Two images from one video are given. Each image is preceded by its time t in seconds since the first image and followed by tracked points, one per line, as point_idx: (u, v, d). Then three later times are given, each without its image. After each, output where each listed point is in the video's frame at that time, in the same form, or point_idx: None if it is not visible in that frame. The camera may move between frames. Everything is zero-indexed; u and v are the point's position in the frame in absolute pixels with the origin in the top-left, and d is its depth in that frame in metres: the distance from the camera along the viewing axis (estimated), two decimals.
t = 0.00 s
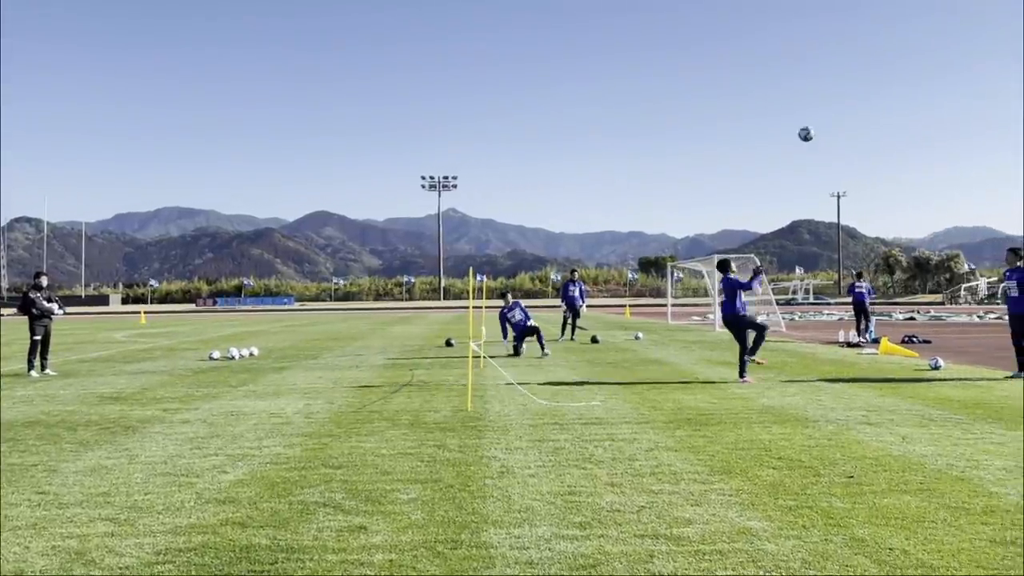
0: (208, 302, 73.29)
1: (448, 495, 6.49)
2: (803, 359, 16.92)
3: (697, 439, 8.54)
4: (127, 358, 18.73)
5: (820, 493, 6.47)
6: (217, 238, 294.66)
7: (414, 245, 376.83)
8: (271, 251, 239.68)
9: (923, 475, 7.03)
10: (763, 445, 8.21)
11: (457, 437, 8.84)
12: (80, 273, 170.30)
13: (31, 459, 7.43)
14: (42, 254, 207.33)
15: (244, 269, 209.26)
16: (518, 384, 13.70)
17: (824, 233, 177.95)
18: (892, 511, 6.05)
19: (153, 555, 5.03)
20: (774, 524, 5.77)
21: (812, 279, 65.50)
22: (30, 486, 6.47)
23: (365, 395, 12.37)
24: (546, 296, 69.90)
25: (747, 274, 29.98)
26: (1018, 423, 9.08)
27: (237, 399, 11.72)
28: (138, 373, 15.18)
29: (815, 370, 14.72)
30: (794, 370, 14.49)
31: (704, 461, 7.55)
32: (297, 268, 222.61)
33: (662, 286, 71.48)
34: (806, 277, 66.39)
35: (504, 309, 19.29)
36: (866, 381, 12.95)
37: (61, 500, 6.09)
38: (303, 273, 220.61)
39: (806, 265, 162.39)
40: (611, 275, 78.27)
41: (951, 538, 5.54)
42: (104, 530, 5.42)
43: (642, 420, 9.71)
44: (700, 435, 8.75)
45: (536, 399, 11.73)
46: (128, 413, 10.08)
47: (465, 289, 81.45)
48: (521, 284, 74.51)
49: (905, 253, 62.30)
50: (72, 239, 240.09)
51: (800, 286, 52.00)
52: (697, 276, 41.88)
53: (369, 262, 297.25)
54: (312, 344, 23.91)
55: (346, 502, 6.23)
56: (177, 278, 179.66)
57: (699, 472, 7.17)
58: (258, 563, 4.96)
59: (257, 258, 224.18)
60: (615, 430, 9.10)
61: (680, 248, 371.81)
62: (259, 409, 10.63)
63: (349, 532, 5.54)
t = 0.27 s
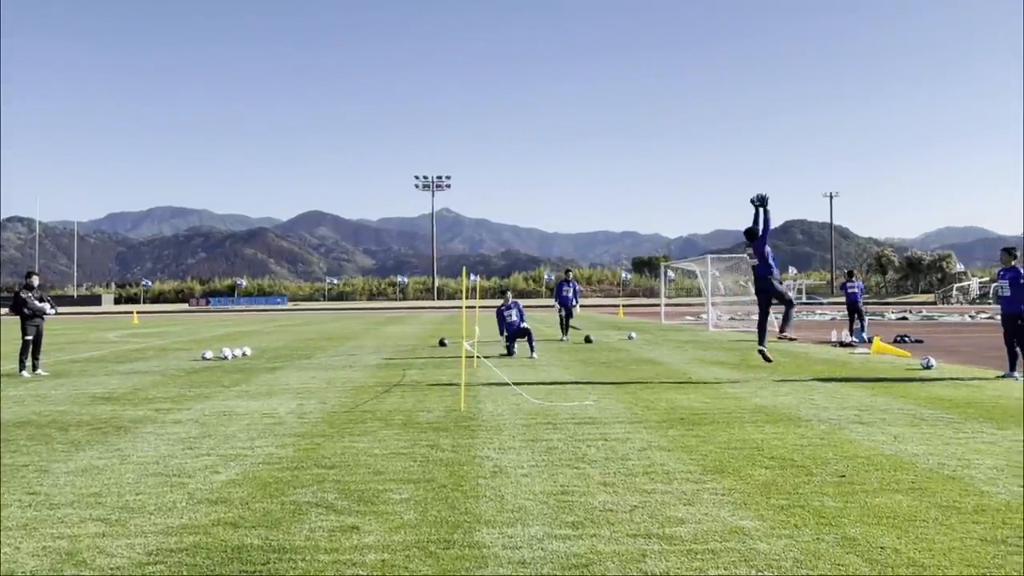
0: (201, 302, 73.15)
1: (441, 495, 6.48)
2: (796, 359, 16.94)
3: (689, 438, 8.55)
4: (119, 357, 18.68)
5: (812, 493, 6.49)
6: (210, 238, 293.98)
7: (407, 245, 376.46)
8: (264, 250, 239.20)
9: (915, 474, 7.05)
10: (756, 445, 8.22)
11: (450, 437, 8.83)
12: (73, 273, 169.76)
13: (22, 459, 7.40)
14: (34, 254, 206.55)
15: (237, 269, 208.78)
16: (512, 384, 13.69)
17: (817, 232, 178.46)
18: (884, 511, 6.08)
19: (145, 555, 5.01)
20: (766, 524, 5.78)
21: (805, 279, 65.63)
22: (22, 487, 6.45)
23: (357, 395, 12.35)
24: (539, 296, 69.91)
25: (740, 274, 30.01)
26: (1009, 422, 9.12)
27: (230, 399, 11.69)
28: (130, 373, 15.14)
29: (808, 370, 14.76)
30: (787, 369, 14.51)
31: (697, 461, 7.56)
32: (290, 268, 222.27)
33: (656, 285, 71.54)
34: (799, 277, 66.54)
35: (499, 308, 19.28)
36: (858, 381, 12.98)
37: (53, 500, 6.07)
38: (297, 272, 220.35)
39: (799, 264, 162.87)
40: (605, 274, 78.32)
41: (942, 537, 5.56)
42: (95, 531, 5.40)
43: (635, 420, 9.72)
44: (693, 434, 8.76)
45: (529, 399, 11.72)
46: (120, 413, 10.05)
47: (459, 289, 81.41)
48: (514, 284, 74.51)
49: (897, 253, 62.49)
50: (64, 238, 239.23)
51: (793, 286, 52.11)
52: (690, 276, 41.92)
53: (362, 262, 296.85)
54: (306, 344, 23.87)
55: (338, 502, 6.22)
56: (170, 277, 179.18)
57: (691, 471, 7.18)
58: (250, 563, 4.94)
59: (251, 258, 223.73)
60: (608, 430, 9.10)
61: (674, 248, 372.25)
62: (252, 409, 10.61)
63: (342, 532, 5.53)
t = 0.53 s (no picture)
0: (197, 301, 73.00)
1: (436, 495, 6.48)
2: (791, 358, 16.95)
3: (684, 438, 8.56)
4: (114, 358, 18.64)
5: (806, 492, 6.50)
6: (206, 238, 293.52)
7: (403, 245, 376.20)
8: (259, 250, 238.87)
9: (909, 473, 7.06)
10: (750, 445, 8.22)
11: (445, 437, 8.82)
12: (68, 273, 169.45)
13: (16, 459, 7.38)
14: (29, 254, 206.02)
15: (233, 269, 208.45)
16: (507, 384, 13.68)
17: (812, 232, 178.75)
18: (879, 510, 6.08)
19: (138, 556, 4.99)
20: (760, 523, 5.79)
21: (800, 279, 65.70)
22: (16, 487, 6.43)
23: (353, 395, 12.34)
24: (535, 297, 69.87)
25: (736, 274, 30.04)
26: (1003, 422, 9.13)
27: (225, 399, 11.67)
28: (125, 373, 15.11)
29: (803, 370, 14.77)
30: (782, 370, 14.52)
31: (692, 461, 7.56)
32: (286, 268, 221.99)
33: (651, 285, 71.56)
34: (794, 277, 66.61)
35: (496, 308, 19.27)
36: (853, 381, 12.99)
37: (46, 501, 6.05)
38: (292, 272, 220.08)
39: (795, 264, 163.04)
40: (601, 274, 78.36)
41: (936, 536, 5.57)
42: (89, 531, 5.39)
43: (631, 420, 9.71)
44: (688, 434, 8.76)
45: (524, 399, 11.71)
46: (115, 414, 10.04)
47: (454, 289, 81.35)
48: (510, 284, 74.49)
49: (892, 253, 62.59)
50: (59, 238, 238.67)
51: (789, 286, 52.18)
52: (686, 276, 41.96)
53: (358, 262, 296.58)
54: (301, 344, 23.84)
55: (333, 503, 6.21)
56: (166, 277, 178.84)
57: (686, 471, 7.18)
58: (245, 563, 4.94)
59: (246, 258, 223.38)
60: (603, 430, 9.10)
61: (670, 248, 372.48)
62: (247, 409, 10.59)
63: (336, 533, 5.53)
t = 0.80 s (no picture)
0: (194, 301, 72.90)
1: (432, 495, 6.47)
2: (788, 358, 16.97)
3: (681, 438, 8.56)
4: (111, 357, 18.62)
5: (803, 492, 6.51)
6: (202, 237, 293.16)
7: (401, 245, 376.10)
8: (257, 250, 238.69)
9: (905, 473, 7.06)
10: (748, 445, 8.22)
11: (442, 437, 8.82)
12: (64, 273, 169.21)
13: (12, 459, 7.37)
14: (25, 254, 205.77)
15: (230, 269, 208.23)
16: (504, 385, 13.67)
17: (809, 232, 178.85)
18: (876, 510, 6.09)
19: (134, 556, 4.98)
20: (757, 523, 5.79)
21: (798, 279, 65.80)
22: (12, 487, 6.41)
23: (349, 395, 12.32)
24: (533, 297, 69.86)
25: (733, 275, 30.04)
26: (999, 422, 9.13)
27: (221, 399, 11.65)
28: (122, 373, 15.10)
29: (800, 370, 14.77)
30: (779, 370, 14.53)
31: (688, 460, 7.57)
32: (283, 268, 221.76)
33: (649, 286, 71.59)
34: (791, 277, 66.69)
35: (493, 308, 19.28)
36: (850, 380, 12.99)
37: (42, 501, 6.03)
38: (289, 272, 219.92)
39: (792, 264, 163.24)
40: (598, 274, 78.39)
41: (932, 536, 5.58)
42: (85, 531, 5.38)
43: (628, 420, 9.71)
44: (684, 433, 8.77)
45: (521, 399, 11.71)
46: (111, 414, 10.02)
47: (452, 289, 81.31)
48: (507, 284, 74.47)
49: (889, 254, 62.70)
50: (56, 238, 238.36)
51: (786, 287, 52.26)
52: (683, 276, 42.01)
53: (356, 262, 296.33)
54: (298, 344, 23.81)
55: (330, 503, 6.20)
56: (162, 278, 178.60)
57: (683, 471, 7.18)
58: (241, 563, 4.93)
59: (243, 257, 223.18)
60: (600, 430, 9.10)
61: (667, 249, 372.60)
62: (244, 409, 10.59)
63: (333, 533, 5.52)
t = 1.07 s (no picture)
0: (192, 301, 72.81)
1: (430, 495, 6.47)
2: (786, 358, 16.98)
3: (679, 438, 8.56)
4: (109, 358, 18.60)
5: (800, 492, 6.51)
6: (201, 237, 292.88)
7: (399, 245, 375.95)
8: (255, 250, 238.47)
9: (903, 473, 7.07)
10: (745, 445, 8.23)
11: (440, 437, 8.82)
12: (62, 273, 168.96)
13: (9, 459, 7.36)
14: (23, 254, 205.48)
15: (228, 268, 208.01)
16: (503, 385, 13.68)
17: (808, 232, 178.87)
18: (872, 510, 6.09)
19: (131, 557, 4.98)
20: (754, 523, 5.79)
21: (796, 279, 65.80)
22: (8, 488, 6.41)
23: (348, 395, 12.33)
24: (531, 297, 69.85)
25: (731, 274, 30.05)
26: (997, 422, 9.15)
27: (219, 399, 11.64)
28: (120, 374, 15.09)
29: (798, 370, 14.79)
30: (778, 370, 14.55)
31: (686, 460, 7.57)
32: (281, 268, 221.63)
33: (647, 286, 71.60)
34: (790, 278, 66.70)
35: (492, 308, 19.29)
36: (848, 380, 13.01)
37: (39, 501, 6.03)
38: (288, 272, 219.83)
39: (790, 263, 163.36)
40: (597, 274, 78.37)
41: (930, 536, 5.58)
42: (81, 531, 5.37)
43: (625, 420, 9.72)
44: (682, 433, 8.77)
45: (519, 399, 11.71)
46: (108, 414, 10.01)
47: (450, 289, 81.30)
48: (506, 284, 74.48)
49: (887, 254, 62.74)
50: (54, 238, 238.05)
51: (784, 287, 52.29)
52: (682, 276, 42.03)
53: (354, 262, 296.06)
54: (296, 344, 23.79)
55: (327, 503, 6.20)
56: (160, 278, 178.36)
57: (680, 471, 7.18)
58: (238, 564, 4.92)
59: (242, 258, 223.01)
60: (598, 430, 9.10)
61: (665, 248, 372.61)
62: (241, 409, 10.58)
63: (330, 533, 5.52)
